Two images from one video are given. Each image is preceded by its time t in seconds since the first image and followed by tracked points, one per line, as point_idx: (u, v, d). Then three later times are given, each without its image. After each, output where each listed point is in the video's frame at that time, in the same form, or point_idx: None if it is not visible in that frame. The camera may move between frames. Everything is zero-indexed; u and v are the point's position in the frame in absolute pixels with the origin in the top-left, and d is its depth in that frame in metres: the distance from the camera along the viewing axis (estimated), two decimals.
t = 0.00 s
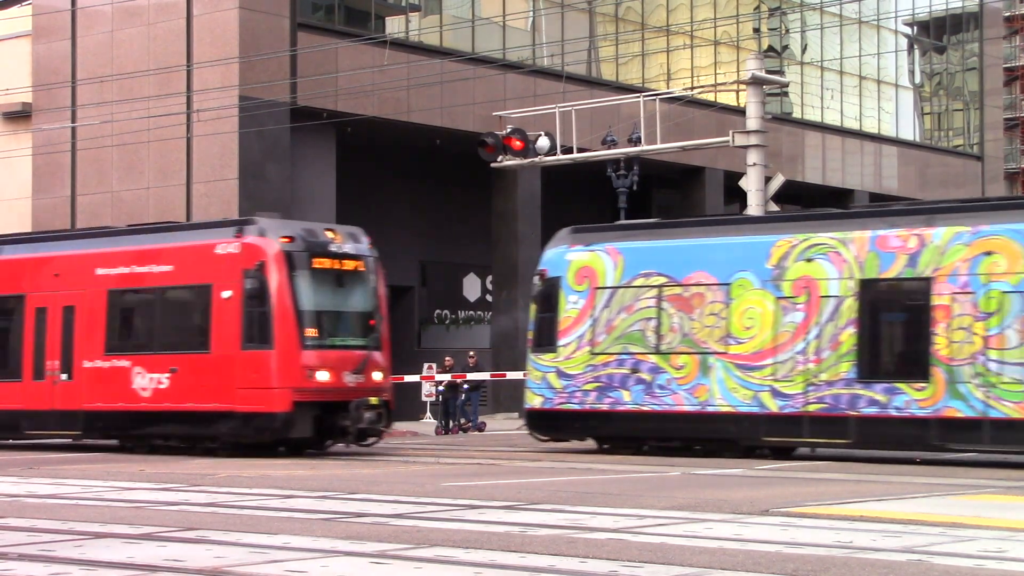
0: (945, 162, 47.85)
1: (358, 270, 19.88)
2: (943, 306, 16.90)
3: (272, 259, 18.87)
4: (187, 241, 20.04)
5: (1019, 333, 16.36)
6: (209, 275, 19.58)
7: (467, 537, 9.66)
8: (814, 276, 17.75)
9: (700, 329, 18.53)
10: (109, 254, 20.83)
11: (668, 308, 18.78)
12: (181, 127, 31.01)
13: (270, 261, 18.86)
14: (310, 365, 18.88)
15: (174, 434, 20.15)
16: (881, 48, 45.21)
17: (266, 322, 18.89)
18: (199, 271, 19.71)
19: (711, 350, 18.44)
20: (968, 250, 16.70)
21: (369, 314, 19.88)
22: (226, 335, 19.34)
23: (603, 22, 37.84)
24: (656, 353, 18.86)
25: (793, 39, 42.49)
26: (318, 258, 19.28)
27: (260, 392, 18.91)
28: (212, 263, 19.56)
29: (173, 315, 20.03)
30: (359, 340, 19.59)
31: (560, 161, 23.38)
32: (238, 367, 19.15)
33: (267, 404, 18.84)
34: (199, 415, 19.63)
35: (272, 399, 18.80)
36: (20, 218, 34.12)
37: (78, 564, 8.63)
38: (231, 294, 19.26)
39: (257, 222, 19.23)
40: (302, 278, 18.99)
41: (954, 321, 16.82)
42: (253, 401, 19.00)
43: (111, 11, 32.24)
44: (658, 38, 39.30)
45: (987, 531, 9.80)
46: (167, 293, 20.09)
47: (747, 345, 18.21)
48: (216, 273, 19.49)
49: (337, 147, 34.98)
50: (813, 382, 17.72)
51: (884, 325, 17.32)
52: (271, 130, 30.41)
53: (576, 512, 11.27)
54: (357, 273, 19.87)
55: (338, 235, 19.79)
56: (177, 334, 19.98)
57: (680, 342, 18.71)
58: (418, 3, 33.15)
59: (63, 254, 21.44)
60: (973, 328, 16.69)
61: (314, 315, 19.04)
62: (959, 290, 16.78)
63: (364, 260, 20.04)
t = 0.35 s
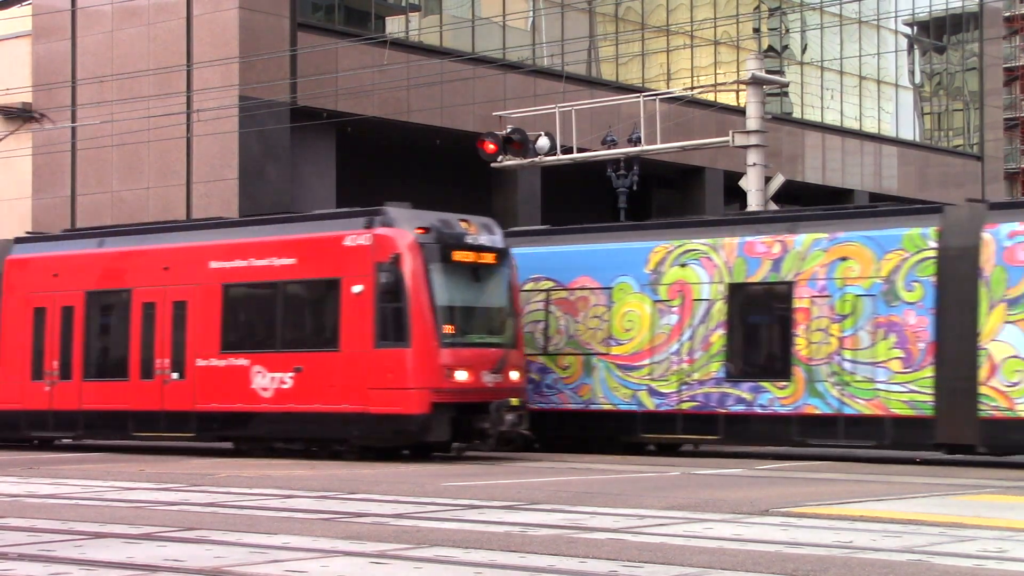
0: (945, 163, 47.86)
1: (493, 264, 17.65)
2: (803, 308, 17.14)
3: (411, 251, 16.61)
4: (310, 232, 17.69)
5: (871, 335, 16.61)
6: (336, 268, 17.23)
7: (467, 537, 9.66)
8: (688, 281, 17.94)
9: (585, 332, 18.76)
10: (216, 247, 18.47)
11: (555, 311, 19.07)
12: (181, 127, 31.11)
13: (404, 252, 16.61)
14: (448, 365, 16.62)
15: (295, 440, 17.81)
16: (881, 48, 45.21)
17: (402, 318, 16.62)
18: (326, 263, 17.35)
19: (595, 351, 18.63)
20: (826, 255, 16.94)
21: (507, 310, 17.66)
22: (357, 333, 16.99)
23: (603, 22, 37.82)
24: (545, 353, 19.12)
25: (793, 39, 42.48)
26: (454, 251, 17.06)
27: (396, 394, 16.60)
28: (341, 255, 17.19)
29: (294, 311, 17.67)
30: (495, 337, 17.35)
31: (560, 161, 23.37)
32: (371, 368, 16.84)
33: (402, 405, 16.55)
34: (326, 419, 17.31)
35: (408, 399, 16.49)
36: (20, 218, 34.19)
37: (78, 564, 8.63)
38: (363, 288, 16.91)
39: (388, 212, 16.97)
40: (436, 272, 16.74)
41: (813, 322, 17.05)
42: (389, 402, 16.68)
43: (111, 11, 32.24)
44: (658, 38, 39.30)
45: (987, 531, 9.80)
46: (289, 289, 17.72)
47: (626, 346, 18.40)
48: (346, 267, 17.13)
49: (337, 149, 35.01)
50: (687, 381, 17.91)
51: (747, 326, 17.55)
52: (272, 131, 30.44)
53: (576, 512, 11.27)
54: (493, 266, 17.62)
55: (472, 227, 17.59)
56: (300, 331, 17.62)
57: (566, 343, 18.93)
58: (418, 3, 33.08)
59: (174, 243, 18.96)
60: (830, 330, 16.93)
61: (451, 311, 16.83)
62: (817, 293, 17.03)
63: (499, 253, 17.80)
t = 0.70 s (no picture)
0: (944, 163, 47.86)
1: (644, 256, 16.42)
2: (678, 311, 18.41)
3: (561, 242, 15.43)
4: (449, 221, 16.42)
5: (738, 336, 17.81)
6: (479, 261, 15.99)
7: (467, 537, 9.66)
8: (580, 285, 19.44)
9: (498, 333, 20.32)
10: (340, 239, 17.19)
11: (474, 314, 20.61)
12: (181, 127, 31.13)
13: (555, 245, 15.41)
14: (601, 364, 15.44)
15: (431, 444, 16.64)
16: (881, 49, 45.16)
17: (553, 314, 15.43)
18: (468, 255, 16.09)
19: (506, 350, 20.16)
20: (698, 261, 18.18)
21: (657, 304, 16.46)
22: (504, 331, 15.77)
23: (603, 22, 37.80)
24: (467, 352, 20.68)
25: (793, 39, 42.46)
26: (606, 243, 15.84)
27: (546, 395, 15.42)
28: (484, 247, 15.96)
29: (430, 307, 16.42)
30: (646, 334, 16.19)
31: (560, 161, 23.36)
32: (519, 367, 15.63)
33: (552, 407, 15.36)
34: (468, 422, 16.10)
35: (561, 401, 15.30)
36: (20, 219, 34.24)
37: (78, 564, 8.63)
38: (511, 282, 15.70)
39: (533, 201, 15.76)
40: (588, 265, 15.56)
41: (686, 324, 18.32)
42: (538, 404, 15.49)
43: (111, 11, 32.22)
44: (658, 38, 39.30)
45: (987, 531, 9.80)
46: (424, 284, 16.46)
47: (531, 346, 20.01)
48: (492, 259, 15.87)
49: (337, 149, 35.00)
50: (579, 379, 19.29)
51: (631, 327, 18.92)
52: (272, 130, 30.44)
53: (576, 512, 11.27)
54: (643, 259, 16.39)
55: (623, 217, 16.33)
56: (436, 329, 16.38)
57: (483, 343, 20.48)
58: (418, 3, 33.07)
59: (207, 241, 18.48)
60: (702, 331, 18.20)
61: (604, 307, 15.65)
62: (691, 297, 18.30)
63: (649, 244, 16.55)
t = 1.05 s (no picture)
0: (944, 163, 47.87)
1: (815, 249, 15.51)
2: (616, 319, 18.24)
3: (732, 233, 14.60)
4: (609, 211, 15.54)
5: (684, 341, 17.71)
6: (642, 255, 15.12)
7: (467, 537, 9.66)
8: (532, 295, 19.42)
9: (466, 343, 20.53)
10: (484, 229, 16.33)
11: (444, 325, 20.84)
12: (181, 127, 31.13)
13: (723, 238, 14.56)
14: (775, 364, 14.54)
15: (586, 449, 15.71)
16: (881, 48, 45.18)
17: (722, 309, 14.55)
18: (629, 247, 15.23)
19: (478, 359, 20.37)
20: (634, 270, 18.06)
21: (826, 300, 15.51)
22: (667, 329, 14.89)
23: (603, 22, 37.78)
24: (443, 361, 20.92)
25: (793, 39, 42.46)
26: (777, 236, 14.97)
27: (715, 397, 14.51)
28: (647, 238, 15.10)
29: (584, 302, 15.54)
30: (817, 332, 15.25)
31: (559, 161, 23.36)
32: (684, 368, 14.73)
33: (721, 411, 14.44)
34: (627, 425, 15.19)
35: (733, 404, 14.37)
36: (20, 219, 34.29)
37: (78, 564, 8.63)
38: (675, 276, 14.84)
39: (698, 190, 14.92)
40: (760, 259, 14.72)
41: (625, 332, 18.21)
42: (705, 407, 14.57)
43: (111, 11, 32.24)
44: (658, 38, 39.32)
45: (987, 531, 9.80)
46: (580, 278, 15.59)
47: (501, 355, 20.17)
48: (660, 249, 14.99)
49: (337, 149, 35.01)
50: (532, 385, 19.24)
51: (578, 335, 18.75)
52: (272, 130, 30.47)
53: (576, 512, 11.27)
54: (813, 252, 15.48)
55: (791, 208, 15.44)
56: (589, 326, 15.50)
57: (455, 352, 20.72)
58: (418, 3, 33.06)
59: (296, 237, 17.93)
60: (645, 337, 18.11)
61: (776, 303, 14.77)
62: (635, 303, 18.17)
63: (818, 237, 15.65)
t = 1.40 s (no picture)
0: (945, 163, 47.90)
1: (1004, 241, 14.74)
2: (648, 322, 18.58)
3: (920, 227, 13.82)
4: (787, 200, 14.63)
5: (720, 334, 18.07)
6: (821, 248, 14.28)
7: (467, 537, 9.66)
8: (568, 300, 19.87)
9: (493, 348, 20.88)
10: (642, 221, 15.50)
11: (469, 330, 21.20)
12: (181, 127, 31.17)
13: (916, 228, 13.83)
14: (971, 364, 13.69)
15: (755, 454, 14.84)
16: (881, 48, 45.11)
17: (917, 304, 13.77)
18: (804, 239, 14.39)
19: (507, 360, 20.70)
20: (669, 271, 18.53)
21: (1016, 296, 14.72)
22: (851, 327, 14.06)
23: (603, 22, 37.78)
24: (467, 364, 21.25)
25: (793, 39, 42.47)
26: (971, 225, 14.24)
27: (906, 399, 13.68)
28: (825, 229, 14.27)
29: (758, 299, 14.70)
30: (1011, 330, 14.45)
31: (559, 161, 23.37)
32: (871, 367, 13.89)
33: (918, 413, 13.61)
34: (805, 430, 14.29)
35: (927, 406, 13.56)
36: (20, 219, 34.33)
37: (78, 565, 8.64)
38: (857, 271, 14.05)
39: (887, 177, 14.17)
40: (955, 250, 13.99)
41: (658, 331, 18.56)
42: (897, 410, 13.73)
43: (110, 11, 32.26)
44: (658, 38, 39.25)
45: (987, 531, 9.80)
46: (752, 272, 14.76)
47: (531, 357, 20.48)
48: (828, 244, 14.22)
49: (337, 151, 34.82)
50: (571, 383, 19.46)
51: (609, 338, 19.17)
52: (272, 130, 30.47)
53: (576, 512, 11.28)
54: (1003, 243, 14.71)
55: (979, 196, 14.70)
56: (760, 324, 14.67)
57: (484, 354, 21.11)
58: (418, 3, 33.05)
59: (428, 229, 17.09)
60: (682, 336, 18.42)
61: (971, 298, 14.01)
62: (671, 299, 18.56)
63: (1006, 227, 14.87)
